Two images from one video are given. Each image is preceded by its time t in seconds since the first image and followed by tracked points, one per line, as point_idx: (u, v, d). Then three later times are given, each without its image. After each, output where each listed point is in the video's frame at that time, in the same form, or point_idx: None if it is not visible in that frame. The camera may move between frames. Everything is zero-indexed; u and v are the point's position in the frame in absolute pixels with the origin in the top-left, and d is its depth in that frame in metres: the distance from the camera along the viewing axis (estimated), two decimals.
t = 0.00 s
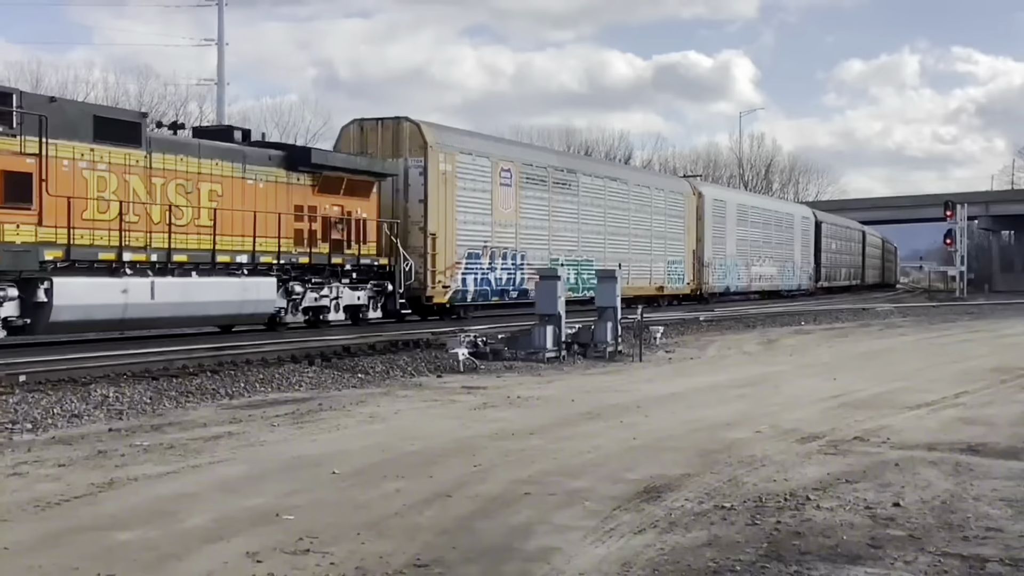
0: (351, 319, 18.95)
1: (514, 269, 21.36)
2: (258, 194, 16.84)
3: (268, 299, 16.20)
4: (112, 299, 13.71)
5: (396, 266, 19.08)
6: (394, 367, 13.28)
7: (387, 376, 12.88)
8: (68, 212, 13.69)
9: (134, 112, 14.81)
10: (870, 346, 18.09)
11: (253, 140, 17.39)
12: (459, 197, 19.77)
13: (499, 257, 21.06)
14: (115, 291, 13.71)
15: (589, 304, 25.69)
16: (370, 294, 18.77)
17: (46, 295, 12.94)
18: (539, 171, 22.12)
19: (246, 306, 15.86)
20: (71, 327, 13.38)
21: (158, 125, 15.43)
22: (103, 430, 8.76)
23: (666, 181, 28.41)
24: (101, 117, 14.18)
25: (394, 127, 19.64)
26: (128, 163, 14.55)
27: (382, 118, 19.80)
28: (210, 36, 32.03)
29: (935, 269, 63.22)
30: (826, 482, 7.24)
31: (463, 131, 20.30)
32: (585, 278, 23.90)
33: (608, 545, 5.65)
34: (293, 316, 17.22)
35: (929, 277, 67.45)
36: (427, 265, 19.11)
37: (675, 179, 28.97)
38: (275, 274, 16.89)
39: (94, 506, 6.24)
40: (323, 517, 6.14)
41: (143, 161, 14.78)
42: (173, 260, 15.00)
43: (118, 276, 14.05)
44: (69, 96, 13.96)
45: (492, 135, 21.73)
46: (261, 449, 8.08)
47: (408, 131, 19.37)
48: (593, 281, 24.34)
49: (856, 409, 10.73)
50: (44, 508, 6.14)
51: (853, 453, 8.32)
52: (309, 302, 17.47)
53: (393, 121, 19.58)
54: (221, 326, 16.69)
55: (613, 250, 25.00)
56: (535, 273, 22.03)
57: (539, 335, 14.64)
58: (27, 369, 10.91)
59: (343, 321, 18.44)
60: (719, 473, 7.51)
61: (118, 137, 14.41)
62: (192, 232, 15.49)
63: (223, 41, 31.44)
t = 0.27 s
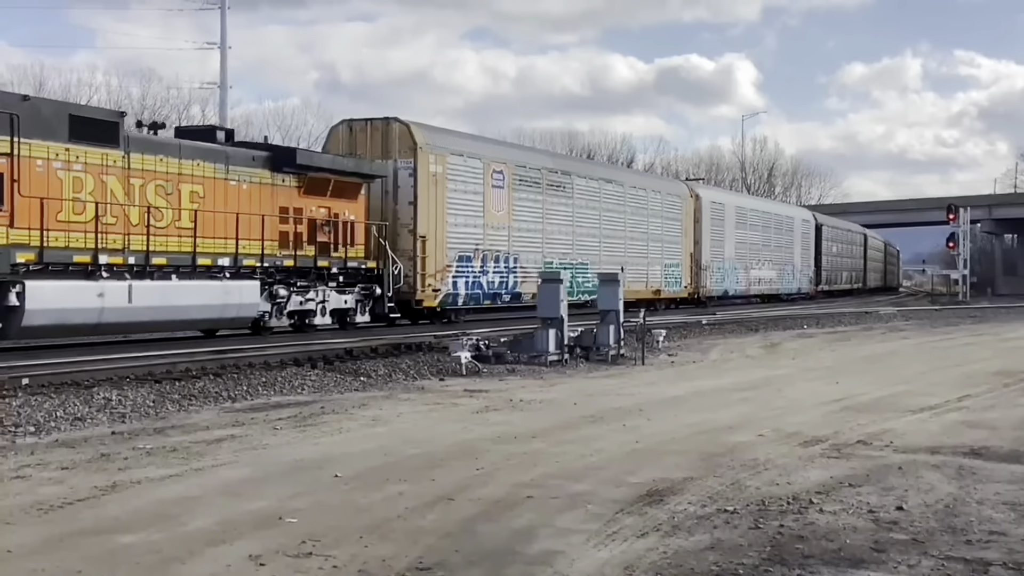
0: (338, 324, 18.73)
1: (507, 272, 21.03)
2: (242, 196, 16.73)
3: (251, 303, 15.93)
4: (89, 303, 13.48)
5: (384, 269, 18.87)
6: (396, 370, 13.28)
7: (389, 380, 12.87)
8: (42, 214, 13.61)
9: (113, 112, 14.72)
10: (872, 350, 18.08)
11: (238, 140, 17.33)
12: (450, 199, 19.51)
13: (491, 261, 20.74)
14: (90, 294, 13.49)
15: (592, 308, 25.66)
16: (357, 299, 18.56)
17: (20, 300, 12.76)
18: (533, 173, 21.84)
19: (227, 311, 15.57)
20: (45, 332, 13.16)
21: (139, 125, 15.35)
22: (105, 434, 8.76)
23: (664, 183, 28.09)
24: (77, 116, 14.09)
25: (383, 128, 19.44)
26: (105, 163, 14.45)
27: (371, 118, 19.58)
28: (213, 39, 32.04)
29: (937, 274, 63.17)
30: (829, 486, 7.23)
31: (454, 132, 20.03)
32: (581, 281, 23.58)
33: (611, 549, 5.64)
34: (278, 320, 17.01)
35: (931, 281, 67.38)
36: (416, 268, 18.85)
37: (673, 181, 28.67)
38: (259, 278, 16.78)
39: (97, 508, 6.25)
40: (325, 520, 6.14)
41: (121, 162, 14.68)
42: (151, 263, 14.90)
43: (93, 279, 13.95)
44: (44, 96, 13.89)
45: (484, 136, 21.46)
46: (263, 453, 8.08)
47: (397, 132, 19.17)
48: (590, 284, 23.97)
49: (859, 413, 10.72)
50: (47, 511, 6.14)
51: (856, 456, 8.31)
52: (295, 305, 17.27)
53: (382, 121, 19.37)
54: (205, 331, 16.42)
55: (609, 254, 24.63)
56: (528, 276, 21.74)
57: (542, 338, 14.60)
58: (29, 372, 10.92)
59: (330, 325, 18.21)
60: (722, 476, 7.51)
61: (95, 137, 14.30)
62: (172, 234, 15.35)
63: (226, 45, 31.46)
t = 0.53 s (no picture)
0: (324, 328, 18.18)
1: (498, 278, 20.68)
2: (223, 198, 16.21)
3: (232, 306, 15.41)
4: (62, 308, 12.90)
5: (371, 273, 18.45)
6: (398, 374, 13.30)
7: (391, 384, 12.87)
8: (13, 216, 13.03)
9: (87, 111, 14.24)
10: (873, 354, 18.08)
11: (220, 140, 16.78)
12: (439, 201, 19.16)
13: (483, 264, 20.40)
14: (63, 298, 12.90)
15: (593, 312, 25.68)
16: (344, 303, 18.04)
17: None
18: (525, 175, 21.49)
19: (207, 317, 15.09)
20: (18, 339, 12.54)
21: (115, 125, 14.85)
22: (108, 437, 8.77)
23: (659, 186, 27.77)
24: (50, 115, 13.60)
25: (371, 129, 19.04)
26: (80, 164, 13.95)
27: (358, 119, 19.19)
28: (216, 43, 32.06)
29: (939, 277, 63.17)
30: (831, 490, 7.23)
31: (443, 133, 19.67)
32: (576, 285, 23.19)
33: (612, 554, 5.64)
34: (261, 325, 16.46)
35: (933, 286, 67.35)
36: (404, 271, 18.48)
37: (669, 184, 28.41)
38: (242, 282, 16.23)
39: (99, 512, 6.25)
40: (327, 524, 6.14)
41: (97, 162, 14.18)
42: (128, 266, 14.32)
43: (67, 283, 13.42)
44: (16, 94, 13.41)
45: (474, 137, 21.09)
46: (265, 456, 8.08)
47: (385, 134, 18.76)
48: (584, 288, 23.60)
49: (861, 416, 10.72)
50: (49, 515, 6.15)
51: (858, 460, 8.31)
52: (278, 309, 16.71)
53: (370, 122, 18.97)
54: (186, 336, 15.80)
55: (604, 257, 24.32)
56: (520, 280, 21.39)
57: (543, 342, 14.65)
58: (31, 376, 10.92)
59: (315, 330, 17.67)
60: (723, 480, 7.51)
61: (70, 136, 13.83)
62: (150, 237, 14.80)
63: (228, 49, 31.48)
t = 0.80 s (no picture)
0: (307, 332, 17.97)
1: (485, 282, 20.58)
2: (202, 199, 15.89)
3: (210, 311, 15.22)
4: (31, 313, 12.75)
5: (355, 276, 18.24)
6: (397, 378, 13.29)
7: (390, 387, 12.87)
8: None
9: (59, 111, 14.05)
10: (872, 358, 18.07)
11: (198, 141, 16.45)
12: (426, 203, 19.01)
13: (470, 267, 20.26)
14: (33, 303, 12.76)
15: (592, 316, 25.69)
16: (327, 307, 17.81)
17: None
18: (513, 177, 21.36)
19: (183, 320, 14.86)
20: None
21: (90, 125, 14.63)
22: (107, 441, 8.77)
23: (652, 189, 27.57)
24: (21, 114, 13.37)
25: (357, 130, 18.81)
26: (51, 164, 13.71)
27: (343, 120, 18.96)
28: (216, 45, 32.07)
29: (938, 281, 63.19)
30: (830, 494, 7.23)
31: (430, 135, 19.50)
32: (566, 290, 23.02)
33: (612, 557, 5.64)
34: (242, 330, 16.29)
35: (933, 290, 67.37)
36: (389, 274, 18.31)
37: (663, 186, 28.13)
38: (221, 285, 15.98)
39: (98, 516, 6.25)
40: (326, 527, 6.13)
41: (69, 163, 13.98)
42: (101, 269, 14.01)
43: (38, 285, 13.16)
44: None
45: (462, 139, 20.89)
46: (265, 460, 8.08)
47: (371, 134, 18.58)
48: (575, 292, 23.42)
49: (861, 421, 10.72)
50: (47, 519, 6.14)
51: (857, 465, 8.30)
52: (258, 314, 16.51)
53: (356, 123, 18.74)
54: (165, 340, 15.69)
55: (594, 259, 24.19)
56: (508, 283, 21.23)
57: (542, 346, 14.62)
58: (31, 379, 10.93)
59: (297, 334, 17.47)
60: (723, 485, 7.51)
61: (38, 136, 13.55)
62: (125, 239, 14.49)
63: (228, 52, 31.51)
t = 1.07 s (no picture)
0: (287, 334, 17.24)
1: (473, 282, 20.02)
2: (178, 198, 15.12)
3: (185, 313, 14.47)
4: None
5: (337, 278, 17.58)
6: (395, 380, 13.29)
7: (388, 389, 12.86)
8: None
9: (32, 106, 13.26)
10: (870, 360, 18.08)
11: (174, 139, 15.69)
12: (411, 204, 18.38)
13: (457, 269, 19.67)
14: None
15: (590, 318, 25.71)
16: (309, 309, 17.09)
17: None
18: (501, 177, 20.77)
19: (157, 323, 14.12)
20: None
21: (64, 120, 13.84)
22: (104, 443, 8.76)
23: (645, 190, 27.05)
24: None
25: (340, 129, 18.15)
26: (20, 163, 12.85)
27: (326, 118, 18.28)
28: (213, 46, 32.06)
29: (935, 283, 63.20)
30: (828, 496, 7.23)
31: (416, 134, 18.86)
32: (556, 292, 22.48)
33: (610, 560, 5.64)
34: (219, 332, 15.49)
35: (930, 293, 67.42)
36: (373, 276, 17.67)
37: (654, 188, 27.83)
38: (198, 287, 15.25)
39: (96, 518, 6.24)
40: (324, 529, 6.13)
41: (39, 160, 13.13)
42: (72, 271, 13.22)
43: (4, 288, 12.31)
44: None
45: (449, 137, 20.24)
46: (263, 462, 8.08)
47: (354, 133, 17.91)
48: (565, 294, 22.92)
49: (858, 423, 10.73)
50: (46, 521, 6.14)
51: (855, 467, 8.31)
52: (236, 316, 15.74)
53: (339, 121, 18.07)
54: (141, 342, 15.09)
55: (585, 261, 23.71)
56: (496, 284, 20.67)
57: (540, 348, 14.65)
58: (29, 381, 10.91)
59: (278, 337, 16.75)
60: (721, 487, 7.51)
61: (13, 135, 12.80)
62: (97, 239, 13.70)
63: (225, 54, 31.50)
